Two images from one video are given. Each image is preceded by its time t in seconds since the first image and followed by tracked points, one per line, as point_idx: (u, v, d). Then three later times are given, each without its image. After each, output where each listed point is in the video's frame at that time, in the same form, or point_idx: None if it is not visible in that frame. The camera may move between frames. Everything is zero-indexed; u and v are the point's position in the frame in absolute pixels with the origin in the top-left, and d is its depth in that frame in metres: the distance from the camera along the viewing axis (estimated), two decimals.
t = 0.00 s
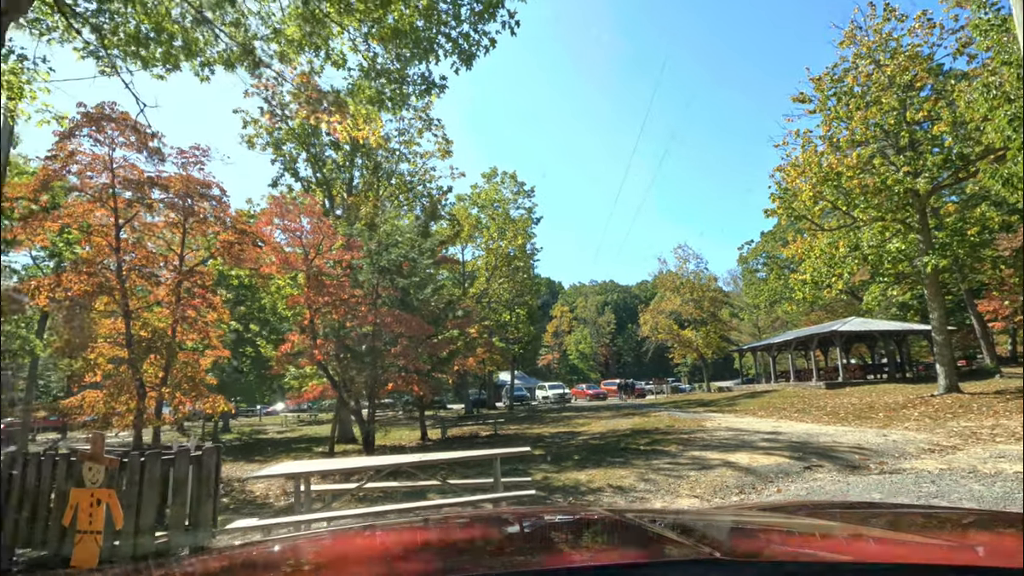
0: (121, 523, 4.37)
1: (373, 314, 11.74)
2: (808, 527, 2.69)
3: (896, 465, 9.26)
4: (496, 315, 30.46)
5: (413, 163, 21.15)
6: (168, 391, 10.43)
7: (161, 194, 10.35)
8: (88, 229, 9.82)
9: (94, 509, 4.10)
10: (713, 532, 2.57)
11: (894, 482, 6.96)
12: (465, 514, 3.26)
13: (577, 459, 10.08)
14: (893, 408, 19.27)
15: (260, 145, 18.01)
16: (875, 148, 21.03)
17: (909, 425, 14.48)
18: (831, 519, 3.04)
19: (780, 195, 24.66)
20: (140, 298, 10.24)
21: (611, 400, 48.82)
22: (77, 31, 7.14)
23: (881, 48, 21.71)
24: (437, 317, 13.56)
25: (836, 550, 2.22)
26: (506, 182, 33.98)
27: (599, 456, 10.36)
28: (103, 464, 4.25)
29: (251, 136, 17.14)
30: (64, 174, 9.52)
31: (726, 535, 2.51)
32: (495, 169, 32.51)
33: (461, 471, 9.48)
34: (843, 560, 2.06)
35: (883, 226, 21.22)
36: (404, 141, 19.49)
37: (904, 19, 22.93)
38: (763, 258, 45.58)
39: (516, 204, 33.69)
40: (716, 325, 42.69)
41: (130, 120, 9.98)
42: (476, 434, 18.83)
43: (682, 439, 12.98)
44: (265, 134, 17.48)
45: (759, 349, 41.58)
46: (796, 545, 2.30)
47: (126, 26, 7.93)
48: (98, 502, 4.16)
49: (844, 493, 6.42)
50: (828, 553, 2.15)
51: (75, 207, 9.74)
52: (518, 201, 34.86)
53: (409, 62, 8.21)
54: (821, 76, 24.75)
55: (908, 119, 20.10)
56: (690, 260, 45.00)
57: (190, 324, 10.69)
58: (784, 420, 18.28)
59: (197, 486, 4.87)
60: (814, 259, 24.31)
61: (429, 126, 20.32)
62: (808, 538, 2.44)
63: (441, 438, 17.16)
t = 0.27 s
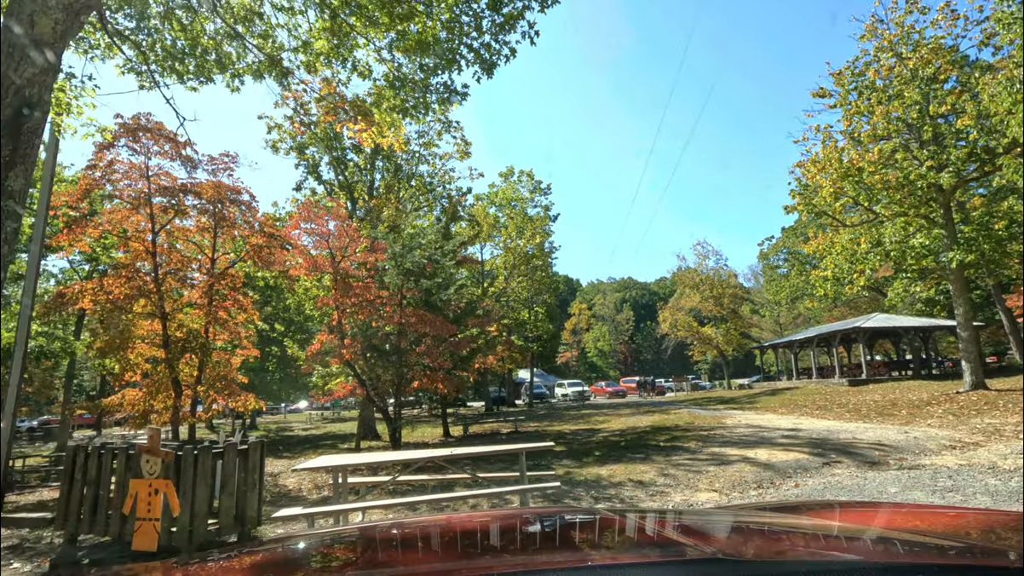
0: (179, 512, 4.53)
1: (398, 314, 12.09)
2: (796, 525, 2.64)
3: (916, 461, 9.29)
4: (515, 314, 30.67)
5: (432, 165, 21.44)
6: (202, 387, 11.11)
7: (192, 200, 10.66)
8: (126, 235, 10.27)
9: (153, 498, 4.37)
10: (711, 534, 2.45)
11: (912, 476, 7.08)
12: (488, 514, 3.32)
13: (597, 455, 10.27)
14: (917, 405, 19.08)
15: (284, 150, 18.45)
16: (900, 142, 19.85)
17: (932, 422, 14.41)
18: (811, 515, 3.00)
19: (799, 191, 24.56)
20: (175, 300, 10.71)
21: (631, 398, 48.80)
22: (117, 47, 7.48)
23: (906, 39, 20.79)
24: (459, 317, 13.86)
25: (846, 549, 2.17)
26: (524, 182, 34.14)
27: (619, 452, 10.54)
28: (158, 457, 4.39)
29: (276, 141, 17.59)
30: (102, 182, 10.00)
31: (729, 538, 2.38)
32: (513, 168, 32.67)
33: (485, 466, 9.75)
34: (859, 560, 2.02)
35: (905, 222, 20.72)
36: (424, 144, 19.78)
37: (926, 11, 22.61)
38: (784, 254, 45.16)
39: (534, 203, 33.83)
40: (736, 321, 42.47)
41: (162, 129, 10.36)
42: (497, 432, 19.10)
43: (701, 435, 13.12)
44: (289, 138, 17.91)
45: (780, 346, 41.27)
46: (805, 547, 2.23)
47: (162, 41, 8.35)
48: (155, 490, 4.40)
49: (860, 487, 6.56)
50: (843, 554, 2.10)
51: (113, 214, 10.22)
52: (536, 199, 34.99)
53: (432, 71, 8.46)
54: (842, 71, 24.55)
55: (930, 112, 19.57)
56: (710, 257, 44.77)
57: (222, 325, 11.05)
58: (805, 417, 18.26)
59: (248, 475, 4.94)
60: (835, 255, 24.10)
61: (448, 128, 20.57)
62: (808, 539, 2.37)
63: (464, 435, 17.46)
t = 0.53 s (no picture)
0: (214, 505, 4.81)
1: (415, 316, 12.38)
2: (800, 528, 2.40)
3: (928, 460, 9.34)
4: (528, 313, 30.87)
5: (446, 168, 21.67)
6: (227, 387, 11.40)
7: (214, 205, 10.94)
8: (153, 241, 10.66)
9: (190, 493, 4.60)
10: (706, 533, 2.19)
11: (923, 475, 7.16)
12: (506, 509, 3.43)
13: (610, 454, 10.42)
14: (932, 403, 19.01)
15: (301, 154, 18.79)
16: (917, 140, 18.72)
17: (947, 421, 14.37)
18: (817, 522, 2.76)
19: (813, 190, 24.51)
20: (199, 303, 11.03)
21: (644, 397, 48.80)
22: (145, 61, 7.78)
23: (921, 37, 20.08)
24: (474, 317, 14.07)
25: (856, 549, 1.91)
26: (536, 182, 34.31)
27: (632, 451, 10.68)
28: (194, 453, 4.69)
29: (293, 146, 17.94)
30: (130, 190, 10.40)
31: (725, 537, 2.13)
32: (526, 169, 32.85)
33: (501, 464, 9.96)
34: (873, 552, 1.91)
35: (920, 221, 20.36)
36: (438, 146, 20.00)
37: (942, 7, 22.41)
38: (799, 253, 44.89)
39: (547, 203, 33.99)
40: (750, 320, 42.32)
41: (186, 137, 10.68)
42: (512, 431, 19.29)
43: (714, 434, 13.23)
44: (305, 143, 18.25)
45: (795, 345, 41.08)
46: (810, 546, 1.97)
47: (188, 54, 8.66)
48: (192, 485, 4.66)
49: (870, 485, 6.66)
50: (852, 553, 1.85)
51: (139, 220, 10.58)
52: (548, 199, 35.14)
53: (447, 80, 8.65)
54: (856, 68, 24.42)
55: (945, 110, 18.98)
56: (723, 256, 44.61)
57: (244, 327, 11.33)
58: (819, 417, 18.27)
59: (277, 471, 5.15)
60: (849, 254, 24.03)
61: (461, 130, 20.77)
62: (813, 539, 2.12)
63: (479, 434, 17.68)
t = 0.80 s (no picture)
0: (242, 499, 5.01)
1: (428, 316, 12.66)
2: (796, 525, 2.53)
3: (937, 458, 9.42)
4: (539, 313, 31.02)
5: (457, 169, 21.84)
6: (245, 386, 11.65)
7: (231, 209, 11.17)
8: (172, 245, 10.93)
9: (217, 487, 4.87)
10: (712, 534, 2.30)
11: (929, 472, 7.27)
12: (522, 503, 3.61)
13: (621, 451, 10.59)
14: (944, 400, 18.86)
15: (314, 156, 19.07)
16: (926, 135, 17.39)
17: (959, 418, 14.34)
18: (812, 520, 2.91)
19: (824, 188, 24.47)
20: (217, 304, 11.21)
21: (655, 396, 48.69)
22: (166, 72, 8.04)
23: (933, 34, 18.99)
24: (487, 317, 14.27)
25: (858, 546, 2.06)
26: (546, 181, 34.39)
27: (643, 449, 10.84)
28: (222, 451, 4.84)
29: (306, 149, 18.22)
30: (151, 195, 10.72)
31: (732, 536, 2.24)
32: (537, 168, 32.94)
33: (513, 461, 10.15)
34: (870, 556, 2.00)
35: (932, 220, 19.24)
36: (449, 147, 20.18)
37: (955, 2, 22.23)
38: (810, 251, 44.61)
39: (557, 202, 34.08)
40: (762, 319, 42.14)
41: (203, 143, 10.92)
42: (523, 430, 19.45)
43: (724, 433, 13.35)
44: (318, 146, 18.52)
45: (806, 343, 40.91)
46: (812, 548, 2.07)
47: (208, 63, 9.00)
48: (220, 480, 4.93)
49: (876, 482, 6.79)
50: (861, 554, 1.98)
51: (158, 224, 10.91)
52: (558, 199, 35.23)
53: (458, 84, 8.79)
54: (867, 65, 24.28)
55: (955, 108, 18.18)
56: (734, 255, 44.47)
57: (261, 328, 11.50)
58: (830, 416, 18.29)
59: (299, 466, 5.40)
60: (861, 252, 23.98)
61: (471, 131, 20.91)
62: (813, 537, 2.26)
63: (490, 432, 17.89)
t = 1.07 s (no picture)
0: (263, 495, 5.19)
1: (437, 317, 12.83)
2: (797, 528, 2.52)
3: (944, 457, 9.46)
4: (546, 312, 31.11)
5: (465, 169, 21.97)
6: (257, 385, 11.87)
7: (244, 212, 11.38)
8: (188, 247, 11.14)
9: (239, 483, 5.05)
10: (714, 535, 2.27)
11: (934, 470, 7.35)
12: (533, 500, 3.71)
13: (628, 450, 10.70)
14: (953, 399, 18.83)
15: (323, 158, 19.25)
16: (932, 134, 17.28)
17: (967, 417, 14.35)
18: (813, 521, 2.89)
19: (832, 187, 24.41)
20: (230, 305, 11.47)
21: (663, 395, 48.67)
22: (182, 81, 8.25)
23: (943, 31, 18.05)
24: (496, 317, 14.43)
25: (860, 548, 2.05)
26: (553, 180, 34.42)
27: (650, 447, 10.95)
28: (242, 448, 5.05)
29: (315, 151, 18.41)
30: (166, 198, 10.92)
31: (732, 539, 2.21)
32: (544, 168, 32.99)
33: (523, 459, 10.30)
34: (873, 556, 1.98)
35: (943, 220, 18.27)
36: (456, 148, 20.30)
37: None
38: (819, 249, 44.35)
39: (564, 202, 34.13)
40: (771, 318, 41.98)
41: (217, 147, 11.12)
42: (531, 429, 19.58)
43: (732, 432, 13.42)
44: (327, 148, 18.71)
45: (815, 342, 40.77)
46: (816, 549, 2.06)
47: (223, 69, 9.20)
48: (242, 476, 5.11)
49: (880, 480, 6.87)
50: (864, 555, 1.95)
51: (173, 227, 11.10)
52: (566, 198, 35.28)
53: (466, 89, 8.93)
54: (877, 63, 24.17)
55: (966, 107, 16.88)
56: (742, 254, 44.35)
57: (273, 328, 11.80)
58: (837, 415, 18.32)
59: (315, 464, 5.56)
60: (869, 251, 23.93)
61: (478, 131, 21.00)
62: (815, 539, 2.23)
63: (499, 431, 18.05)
